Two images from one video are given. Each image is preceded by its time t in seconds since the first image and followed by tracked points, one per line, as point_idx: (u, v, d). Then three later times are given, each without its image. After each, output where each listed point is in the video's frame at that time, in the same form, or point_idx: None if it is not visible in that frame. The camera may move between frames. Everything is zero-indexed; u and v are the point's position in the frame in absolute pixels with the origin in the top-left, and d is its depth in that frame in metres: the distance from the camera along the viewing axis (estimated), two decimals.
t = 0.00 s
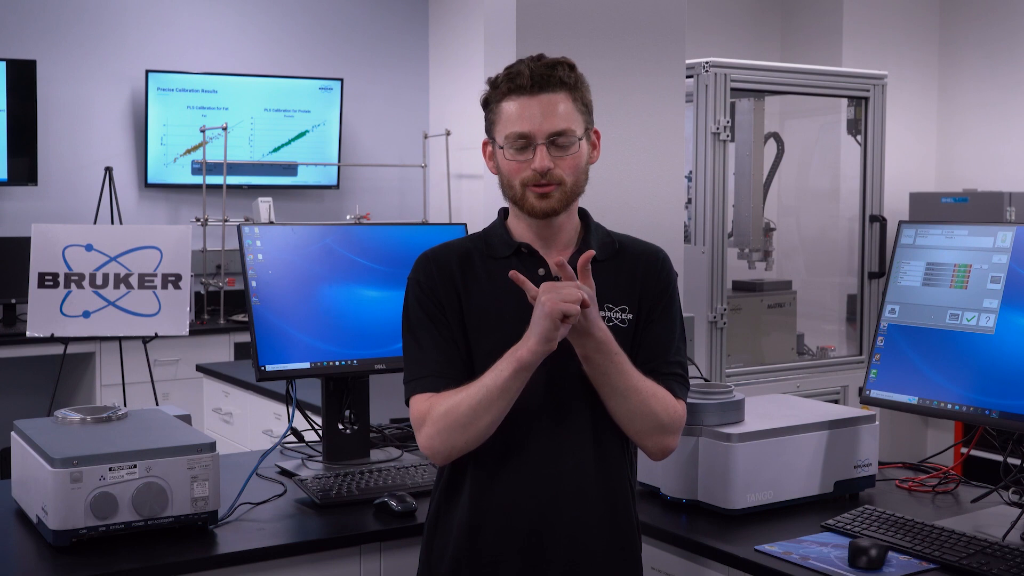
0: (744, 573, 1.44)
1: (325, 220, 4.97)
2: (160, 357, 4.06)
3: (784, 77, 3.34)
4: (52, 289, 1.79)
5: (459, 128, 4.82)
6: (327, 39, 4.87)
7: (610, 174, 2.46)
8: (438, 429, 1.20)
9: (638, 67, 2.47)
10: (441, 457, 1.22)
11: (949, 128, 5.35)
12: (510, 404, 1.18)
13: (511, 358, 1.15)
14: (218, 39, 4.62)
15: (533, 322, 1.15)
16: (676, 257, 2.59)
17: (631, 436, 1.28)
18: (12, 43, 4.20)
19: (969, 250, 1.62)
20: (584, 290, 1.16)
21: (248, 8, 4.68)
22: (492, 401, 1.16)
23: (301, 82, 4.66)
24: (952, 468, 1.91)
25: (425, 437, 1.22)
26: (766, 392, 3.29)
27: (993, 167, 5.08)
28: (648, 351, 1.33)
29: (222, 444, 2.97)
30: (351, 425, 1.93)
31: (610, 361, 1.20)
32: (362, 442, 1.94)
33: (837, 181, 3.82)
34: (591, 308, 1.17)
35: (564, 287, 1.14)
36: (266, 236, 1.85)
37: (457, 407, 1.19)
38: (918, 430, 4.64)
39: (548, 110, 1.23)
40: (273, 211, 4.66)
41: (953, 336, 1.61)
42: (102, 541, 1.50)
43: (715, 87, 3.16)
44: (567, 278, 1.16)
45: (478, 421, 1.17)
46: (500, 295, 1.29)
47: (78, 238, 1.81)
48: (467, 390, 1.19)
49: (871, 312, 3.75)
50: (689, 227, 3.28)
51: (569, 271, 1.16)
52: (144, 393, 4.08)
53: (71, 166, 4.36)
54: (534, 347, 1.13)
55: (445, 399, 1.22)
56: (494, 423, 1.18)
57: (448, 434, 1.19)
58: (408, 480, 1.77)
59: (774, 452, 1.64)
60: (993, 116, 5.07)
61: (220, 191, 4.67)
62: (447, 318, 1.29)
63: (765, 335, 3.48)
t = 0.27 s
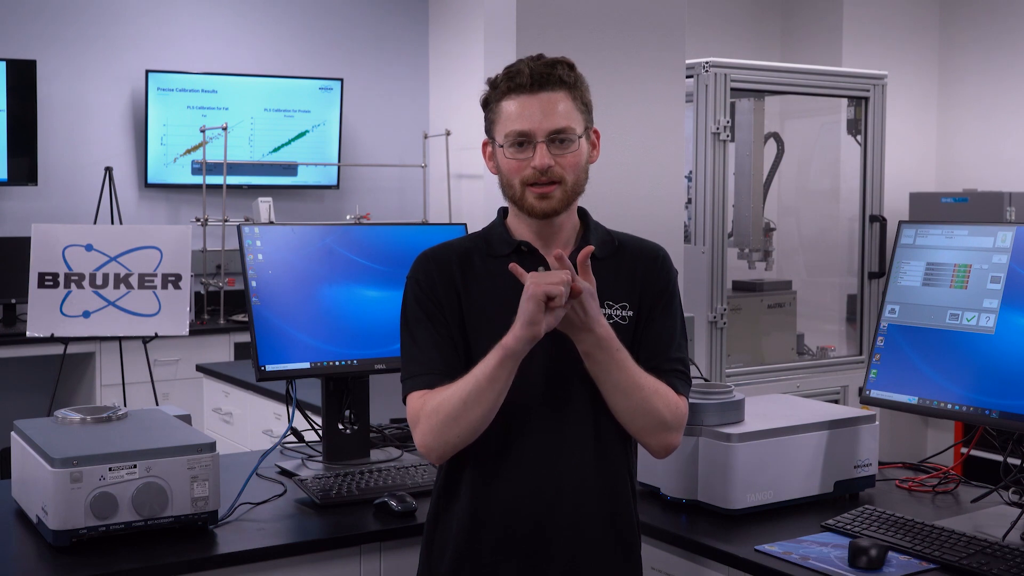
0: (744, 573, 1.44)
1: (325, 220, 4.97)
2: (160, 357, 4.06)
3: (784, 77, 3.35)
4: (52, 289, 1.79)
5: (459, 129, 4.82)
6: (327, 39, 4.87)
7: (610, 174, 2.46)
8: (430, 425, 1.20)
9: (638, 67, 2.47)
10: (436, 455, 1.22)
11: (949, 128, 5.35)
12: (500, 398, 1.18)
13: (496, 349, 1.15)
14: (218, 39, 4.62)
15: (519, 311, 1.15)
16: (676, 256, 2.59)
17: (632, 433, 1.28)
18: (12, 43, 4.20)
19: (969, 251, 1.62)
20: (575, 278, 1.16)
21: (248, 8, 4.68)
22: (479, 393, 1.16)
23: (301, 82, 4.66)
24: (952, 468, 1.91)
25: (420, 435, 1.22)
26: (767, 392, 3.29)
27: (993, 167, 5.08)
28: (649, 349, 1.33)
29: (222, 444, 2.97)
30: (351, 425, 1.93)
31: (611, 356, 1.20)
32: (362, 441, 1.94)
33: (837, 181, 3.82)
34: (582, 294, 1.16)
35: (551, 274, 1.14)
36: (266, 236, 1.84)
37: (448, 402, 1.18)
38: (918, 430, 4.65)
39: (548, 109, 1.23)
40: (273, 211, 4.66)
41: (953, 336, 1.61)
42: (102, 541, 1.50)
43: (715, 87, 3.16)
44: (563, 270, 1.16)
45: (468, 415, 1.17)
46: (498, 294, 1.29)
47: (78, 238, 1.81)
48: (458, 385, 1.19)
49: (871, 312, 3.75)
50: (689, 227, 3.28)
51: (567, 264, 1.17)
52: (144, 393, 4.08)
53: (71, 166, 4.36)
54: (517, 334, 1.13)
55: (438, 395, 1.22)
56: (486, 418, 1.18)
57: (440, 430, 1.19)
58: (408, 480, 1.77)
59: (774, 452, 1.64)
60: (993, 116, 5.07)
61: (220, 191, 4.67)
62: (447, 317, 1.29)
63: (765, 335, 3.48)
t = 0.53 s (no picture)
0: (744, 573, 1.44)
1: (325, 220, 4.97)
2: (160, 357, 4.06)
3: (784, 77, 3.35)
4: (52, 289, 1.79)
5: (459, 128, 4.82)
6: (327, 39, 4.87)
7: (610, 174, 2.46)
8: (440, 429, 1.20)
9: (639, 67, 2.47)
10: (448, 459, 1.22)
11: (949, 129, 5.35)
12: (514, 402, 1.18)
13: (511, 354, 1.15)
14: (218, 39, 4.62)
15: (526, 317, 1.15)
16: (676, 256, 2.59)
17: (629, 434, 1.28)
18: (12, 43, 4.20)
19: (969, 251, 1.62)
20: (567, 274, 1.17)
21: (248, 8, 4.68)
22: (491, 399, 1.16)
23: (301, 82, 4.66)
24: (952, 468, 1.91)
25: (430, 440, 1.22)
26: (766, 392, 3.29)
27: (993, 167, 5.08)
28: (647, 349, 1.33)
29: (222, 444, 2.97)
30: (351, 425, 1.93)
31: (601, 355, 1.19)
32: (362, 442, 1.94)
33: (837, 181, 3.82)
34: (574, 288, 1.16)
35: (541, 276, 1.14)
36: (266, 236, 1.84)
37: (459, 407, 1.18)
38: (918, 430, 4.65)
39: (546, 110, 1.23)
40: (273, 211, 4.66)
41: (953, 336, 1.61)
42: (103, 541, 1.50)
43: (715, 87, 3.16)
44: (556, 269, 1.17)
45: (479, 421, 1.17)
46: (499, 294, 1.29)
47: (78, 238, 1.81)
48: (469, 389, 1.19)
49: (871, 312, 3.75)
50: (689, 227, 3.28)
51: (562, 263, 1.18)
52: (144, 393, 4.08)
53: (71, 166, 4.36)
54: (530, 340, 1.12)
55: (448, 399, 1.22)
56: (499, 422, 1.18)
57: (452, 434, 1.19)
58: (408, 480, 1.77)
59: (774, 452, 1.64)
60: (992, 116, 5.08)
61: (220, 191, 4.67)
62: (446, 317, 1.29)
63: (765, 335, 3.49)
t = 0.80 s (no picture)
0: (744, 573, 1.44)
1: (325, 220, 4.97)
2: (160, 357, 4.06)
3: (784, 77, 3.35)
4: (52, 289, 1.79)
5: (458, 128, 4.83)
6: (327, 39, 4.87)
7: (610, 174, 2.46)
8: (440, 429, 1.20)
9: (638, 67, 2.47)
10: (447, 458, 1.22)
11: (949, 129, 5.35)
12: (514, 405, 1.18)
13: (513, 358, 1.14)
14: (218, 39, 4.62)
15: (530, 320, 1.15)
16: (676, 256, 2.59)
17: (630, 434, 1.28)
18: (12, 43, 4.20)
19: (969, 251, 1.62)
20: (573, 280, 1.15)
21: (248, 8, 4.68)
22: (492, 401, 1.16)
23: (301, 82, 4.66)
24: (952, 468, 1.91)
25: (430, 439, 1.22)
26: (766, 392, 3.29)
27: (993, 167, 5.08)
28: (646, 350, 1.33)
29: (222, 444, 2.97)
30: (351, 425, 1.93)
31: (604, 357, 1.19)
32: (362, 442, 1.94)
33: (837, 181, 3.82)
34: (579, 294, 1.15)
35: (551, 282, 1.13)
36: (266, 236, 1.84)
37: (460, 406, 1.18)
38: (918, 430, 4.65)
39: (544, 110, 1.23)
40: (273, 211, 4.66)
41: (953, 336, 1.61)
42: (102, 541, 1.50)
43: (715, 87, 3.16)
44: (562, 274, 1.15)
45: (479, 422, 1.17)
46: (499, 294, 1.29)
47: (78, 238, 1.81)
48: (470, 390, 1.19)
49: (871, 312, 3.75)
50: (689, 227, 3.28)
51: (566, 267, 1.16)
52: (144, 393, 4.08)
53: (71, 166, 4.36)
54: (533, 345, 1.12)
55: (449, 400, 1.21)
56: (499, 424, 1.18)
57: (451, 435, 1.19)
58: (408, 480, 1.77)
59: (774, 452, 1.64)
60: (993, 116, 5.07)
61: (220, 191, 4.66)
62: (446, 318, 1.29)
63: (765, 335, 3.49)
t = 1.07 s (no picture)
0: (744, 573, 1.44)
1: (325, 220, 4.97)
2: (160, 357, 4.06)
3: (784, 77, 3.35)
4: (52, 289, 1.79)
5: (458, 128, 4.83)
6: (327, 39, 4.87)
7: (610, 174, 2.46)
8: (440, 429, 1.20)
9: (638, 67, 2.47)
10: (446, 458, 1.22)
11: (949, 129, 5.35)
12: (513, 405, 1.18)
13: (512, 358, 1.14)
14: (218, 39, 4.62)
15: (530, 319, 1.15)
16: (676, 256, 2.59)
17: (629, 434, 1.28)
18: (12, 43, 4.20)
19: (969, 251, 1.62)
20: (574, 282, 1.15)
21: (248, 8, 4.68)
22: (490, 402, 1.16)
23: (301, 82, 4.66)
24: (952, 468, 1.91)
25: (430, 439, 1.22)
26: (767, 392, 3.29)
27: (993, 167, 5.08)
28: (646, 350, 1.33)
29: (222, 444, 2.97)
30: (351, 425, 1.93)
31: (604, 357, 1.19)
32: (362, 442, 1.94)
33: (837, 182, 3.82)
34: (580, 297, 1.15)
35: (552, 284, 1.13)
36: (266, 236, 1.85)
37: (459, 406, 1.18)
38: (918, 430, 4.65)
39: (544, 111, 1.23)
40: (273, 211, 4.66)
41: (953, 336, 1.61)
42: (102, 541, 1.50)
43: (715, 87, 3.16)
44: (562, 275, 1.15)
45: (479, 423, 1.17)
46: (499, 295, 1.29)
47: (78, 238, 1.81)
48: (470, 390, 1.19)
49: (871, 311, 3.75)
50: (689, 227, 3.28)
51: (567, 268, 1.16)
52: (144, 393, 4.08)
53: (71, 166, 4.36)
54: (532, 346, 1.12)
55: (449, 400, 1.22)
56: (499, 424, 1.18)
57: (450, 436, 1.19)
58: (408, 480, 1.77)
59: (774, 452, 1.64)
60: (993, 116, 5.07)
61: (220, 191, 4.66)
62: (446, 318, 1.29)
63: (765, 335, 3.49)
